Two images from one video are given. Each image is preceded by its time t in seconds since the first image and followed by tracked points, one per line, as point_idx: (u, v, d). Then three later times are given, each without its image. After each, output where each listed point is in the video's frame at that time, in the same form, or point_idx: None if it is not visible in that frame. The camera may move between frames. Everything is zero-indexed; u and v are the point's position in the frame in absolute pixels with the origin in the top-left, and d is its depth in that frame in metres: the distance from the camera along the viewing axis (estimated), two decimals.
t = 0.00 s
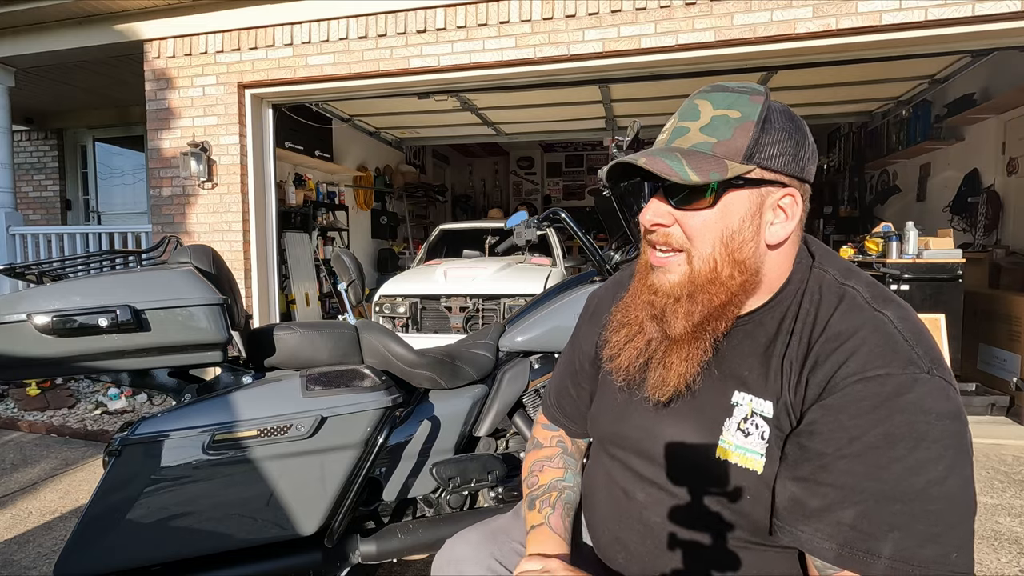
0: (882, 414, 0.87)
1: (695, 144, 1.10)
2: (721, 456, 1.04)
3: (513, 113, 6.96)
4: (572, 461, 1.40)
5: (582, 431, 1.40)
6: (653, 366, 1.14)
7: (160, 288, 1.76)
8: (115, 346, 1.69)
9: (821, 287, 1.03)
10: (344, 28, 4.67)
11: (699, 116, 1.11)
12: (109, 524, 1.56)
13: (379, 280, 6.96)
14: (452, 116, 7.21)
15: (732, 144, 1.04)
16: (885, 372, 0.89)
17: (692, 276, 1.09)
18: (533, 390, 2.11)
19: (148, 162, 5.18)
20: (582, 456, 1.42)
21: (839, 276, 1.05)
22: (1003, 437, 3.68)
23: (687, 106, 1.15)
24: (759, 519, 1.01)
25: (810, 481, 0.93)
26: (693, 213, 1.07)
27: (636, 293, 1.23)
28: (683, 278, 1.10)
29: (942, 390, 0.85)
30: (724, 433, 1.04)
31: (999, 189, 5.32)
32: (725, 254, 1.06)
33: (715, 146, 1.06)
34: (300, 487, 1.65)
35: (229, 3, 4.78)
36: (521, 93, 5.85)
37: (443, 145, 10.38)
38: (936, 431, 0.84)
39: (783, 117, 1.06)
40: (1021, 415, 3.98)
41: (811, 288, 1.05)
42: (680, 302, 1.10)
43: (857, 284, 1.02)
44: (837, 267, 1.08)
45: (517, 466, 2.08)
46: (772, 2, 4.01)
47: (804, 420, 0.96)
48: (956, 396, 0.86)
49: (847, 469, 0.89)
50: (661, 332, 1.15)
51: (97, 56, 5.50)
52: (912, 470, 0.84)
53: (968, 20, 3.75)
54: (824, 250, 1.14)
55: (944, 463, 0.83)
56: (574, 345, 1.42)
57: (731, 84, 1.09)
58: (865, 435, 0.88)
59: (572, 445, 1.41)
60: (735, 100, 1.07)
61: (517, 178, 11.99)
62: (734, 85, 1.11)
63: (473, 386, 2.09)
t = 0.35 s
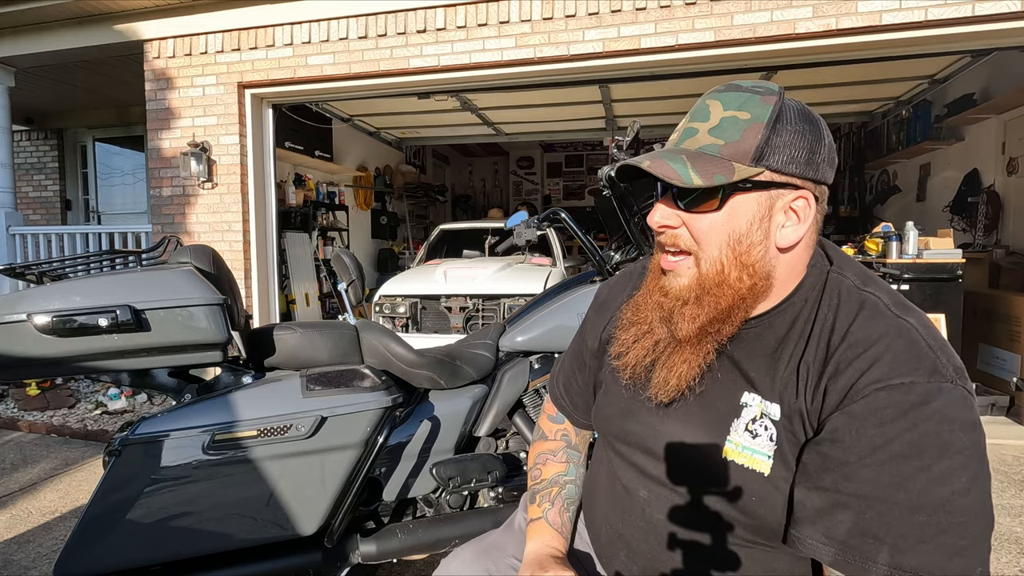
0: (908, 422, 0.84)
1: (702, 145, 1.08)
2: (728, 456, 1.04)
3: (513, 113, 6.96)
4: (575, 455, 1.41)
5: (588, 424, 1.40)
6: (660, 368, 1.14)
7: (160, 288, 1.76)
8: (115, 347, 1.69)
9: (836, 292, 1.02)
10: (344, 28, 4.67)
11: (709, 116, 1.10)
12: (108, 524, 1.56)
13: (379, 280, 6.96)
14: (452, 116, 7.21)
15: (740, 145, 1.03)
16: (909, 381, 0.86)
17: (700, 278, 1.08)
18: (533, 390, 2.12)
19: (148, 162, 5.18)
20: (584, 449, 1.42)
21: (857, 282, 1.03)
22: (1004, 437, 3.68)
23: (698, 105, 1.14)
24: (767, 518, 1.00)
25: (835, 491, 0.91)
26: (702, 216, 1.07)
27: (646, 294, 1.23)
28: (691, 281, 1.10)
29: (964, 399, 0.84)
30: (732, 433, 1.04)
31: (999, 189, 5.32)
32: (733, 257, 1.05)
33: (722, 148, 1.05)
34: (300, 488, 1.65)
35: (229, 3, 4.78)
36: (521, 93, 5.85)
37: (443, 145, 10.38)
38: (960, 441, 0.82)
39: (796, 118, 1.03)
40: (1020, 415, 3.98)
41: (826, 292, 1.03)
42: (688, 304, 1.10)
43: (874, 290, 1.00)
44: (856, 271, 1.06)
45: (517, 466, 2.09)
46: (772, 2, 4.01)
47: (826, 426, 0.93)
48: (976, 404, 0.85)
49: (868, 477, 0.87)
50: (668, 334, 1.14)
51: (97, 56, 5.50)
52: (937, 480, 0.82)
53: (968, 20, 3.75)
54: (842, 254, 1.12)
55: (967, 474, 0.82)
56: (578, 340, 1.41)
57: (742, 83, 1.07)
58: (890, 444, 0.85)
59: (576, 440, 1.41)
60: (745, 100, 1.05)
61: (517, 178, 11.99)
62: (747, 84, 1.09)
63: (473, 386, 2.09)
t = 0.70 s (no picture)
0: (892, 447, 0.83)
1: (719, 155, 1.07)
2: (719, 480, 1.05)
3: (513, 113, 6.96)
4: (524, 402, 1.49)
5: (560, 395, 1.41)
6: (682, 396, 1.11)
7: (160, 288, 1.76)
8: (115, 347, 1.69)
9: (837, 305, 1.01)
10: (344, 28, 4.67)
11: (719, 123, 1.09)
12: (109, 524, 1.56)
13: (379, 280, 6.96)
14: (452, 116, 7.21)
15: (760, 153, 1.03)
16: (897, 404, 0.84)
17: (721, 298, 1.07)
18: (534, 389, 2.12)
19: (148, 162, 5.18)
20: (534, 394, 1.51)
21: (855, 294, 1.02)
22: (1004, 437, 3.68)
23: (702, 109, 1.12)
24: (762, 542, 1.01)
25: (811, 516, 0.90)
26: (721, 233, 1.05)
27: (648, 313, 1.21)
28: (710, 302, 1.08)
29: (959, 424, 0.81)
30: (721, 456, 1.05)
31: (999, 189, 5.32)
32: (755, 274, 1.04)
33: (742, 158, 1.04)
34: (300, 488, 1.65)
35: (229, 2, 4.77)
36: (521, 93, 5.86)
37: (443, 145, 10.38)
38: (949, 467, 0.80)
39: (806, 118, 1.04)
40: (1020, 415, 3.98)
41: (826, 307, 1.02)
42: (709, 326, 1.08)
43: (877, 305, 0.99)
44: (853, 284, 1.05)
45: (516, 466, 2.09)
46: (772, 2, 4.01)
47: (809, 447, 0.93)
48: (971, 429, 0.82)
49: (848, 501, 0.86)
50: (685, 358, 1.12)
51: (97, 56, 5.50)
52: (922, 510, 0.80)
53: (968, 20, 3.75)
54: (839, 262, 1.11)
55: (952, 505, 0.79)
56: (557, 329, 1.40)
57: (747, 85, 1.06)
58: (871, 468, 0.84)
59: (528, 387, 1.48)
60: (758, 104, 1.05)
61: (517, 178, 11.99)
62: (748, 85, 1.09)
63: (473, 386, 2.09)
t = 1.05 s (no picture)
0: (894, 461, 0.83)
1: (775, 170, 1.08)
2: (717, 500, 1.05)
3: (513, 113, 6.96)
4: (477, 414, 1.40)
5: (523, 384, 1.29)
6: (732, 426, 1.05)
7: (160, 288, 1.76)
8: (114, 347, 1.69)
9: (837, 319, 1.02)
10: (344, 28, 4.67)
11: (765, 136, 1.08)
12: (109, 524, 1.56)
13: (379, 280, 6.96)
14: (452, 116, 7.21)
15: (810, 168, 1.08)
16: (897, 415, 0.85)
17: (768, 321, 1.03)
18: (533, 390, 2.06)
19: (148, 162, 5.18)
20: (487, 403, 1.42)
21: (848, 305, 1.04)
22: (1004, 437, 3.68)
23: (742, 121, 1.09)
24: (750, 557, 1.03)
25: (819, 533, 0.90)
26: (770, 253, 1.05)
27: (661, 339, 1.12)
28: (757, 328, 1.05)
29: (958, 432, 0.82)
30: (718, 474, 1.05)
31: (999, 189, 5.32)
32: (801, 296, 1.04)
33: (798, 172, 1.08)
34: (300, 488, 1.64)
35: (229, 2, 4.77)
36: (521, 93, 5.86)
37: (443, 145, 10.37)
38: (954, 478, 0.80)
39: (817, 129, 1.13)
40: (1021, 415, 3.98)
41: (821, 315, 1.03)
42: (756, 353, 1.04)
43: (871, 313, 1.01)
44: (842, 291, 1.08)
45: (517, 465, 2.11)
46: (772, 2, 4.01)
47: (809, 465, 0.92)
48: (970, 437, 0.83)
49: (855, 518, 0.86)
50: (730, 391, 1.06)
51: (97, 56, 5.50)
52: (928, 523, 0.80)
53: (968, 20, 3.75)
54: (836, 275, 1.14)
55: (959, 515, 0.79)
56: (532, 336, 1.24)
57: (781, 98, 1.08)
58: (875, 483, 0.84)
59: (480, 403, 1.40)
60: (797, 118, 1.08)
61: (517, 178, 11.99)
62: (771, 98, 1.11)
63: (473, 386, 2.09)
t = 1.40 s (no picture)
0: (897, 467, 0.83)
1: (779, 180, 1.06)
2: (719, 511, 1.05)
3: (513, 113, 6.96)
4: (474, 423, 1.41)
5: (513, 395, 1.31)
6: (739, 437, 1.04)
7: (160, 288, 1.76)
8: (114, 347, 1.69)
9: (839, 326, 1.01)
10: (344, 28, 4.67)
11: (767, 145, 1.07)
12: (109, 524, 1.55)
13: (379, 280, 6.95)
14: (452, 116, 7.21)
15: (813, 175, 1.07)
16: (899, 421, 0.85)
17: (775, 333, 1.01)
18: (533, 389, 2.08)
19: (148, 162, 5.18)
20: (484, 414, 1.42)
21: (849, 311, 1.04)
22: (1004, 437, 3.68)
23: (743, 129, 1.07)
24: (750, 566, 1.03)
25: (824, 543, 0.89)
26: (776, 264, 1.03)
27: (666, 352, 1.10)
28: (764, 340, 1.02)
29: (962, 436, 0.82)
30: (720, 486, 1.05)
31: (999, 189, 5.32)
32: (807, 306, 1.02)
33: (801, 181, 1.06)
34: (300, 488, 1.64)
35: (229, 2, 4.77)
36: (521, 93, 5.86)
37: (443, 145, 10.37)
38: (956, 484, 0.80)
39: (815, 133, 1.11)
40: (1020, 415, 3.98)
41: (822, 321, 1.03)
42: (763, 366, 1.03)
43: (872, 319, 1.01)
44: (842, 298, 1.08)
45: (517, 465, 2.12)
46: (772, 2, 4.01)
47: (812, 472, 0.92)
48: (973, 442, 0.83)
49: (860, 527, 0.86)
50: (737, 404, 1.05)
51: (97, 56, 5.49)
52: (931, 529, 0.80)
53: (968, 20, 3.75)
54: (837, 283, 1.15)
55: (964, 522, 0.79)
56: (526, 345, 1.24)
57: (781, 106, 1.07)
58: (881, 489, 0.84)
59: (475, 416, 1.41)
60: (800, 125, 1.06)
61: (517, 178, 11.99)
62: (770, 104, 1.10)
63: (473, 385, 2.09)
